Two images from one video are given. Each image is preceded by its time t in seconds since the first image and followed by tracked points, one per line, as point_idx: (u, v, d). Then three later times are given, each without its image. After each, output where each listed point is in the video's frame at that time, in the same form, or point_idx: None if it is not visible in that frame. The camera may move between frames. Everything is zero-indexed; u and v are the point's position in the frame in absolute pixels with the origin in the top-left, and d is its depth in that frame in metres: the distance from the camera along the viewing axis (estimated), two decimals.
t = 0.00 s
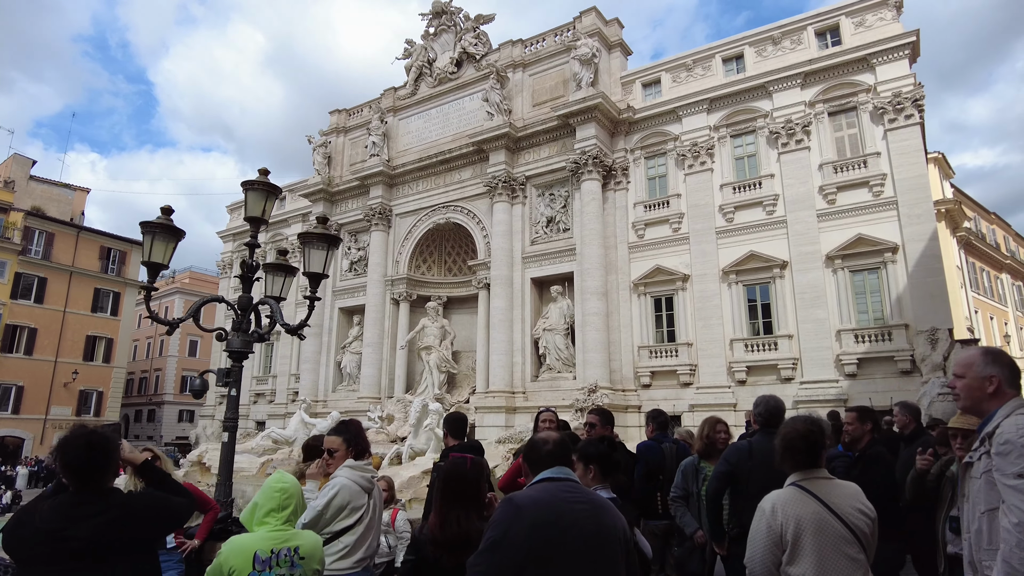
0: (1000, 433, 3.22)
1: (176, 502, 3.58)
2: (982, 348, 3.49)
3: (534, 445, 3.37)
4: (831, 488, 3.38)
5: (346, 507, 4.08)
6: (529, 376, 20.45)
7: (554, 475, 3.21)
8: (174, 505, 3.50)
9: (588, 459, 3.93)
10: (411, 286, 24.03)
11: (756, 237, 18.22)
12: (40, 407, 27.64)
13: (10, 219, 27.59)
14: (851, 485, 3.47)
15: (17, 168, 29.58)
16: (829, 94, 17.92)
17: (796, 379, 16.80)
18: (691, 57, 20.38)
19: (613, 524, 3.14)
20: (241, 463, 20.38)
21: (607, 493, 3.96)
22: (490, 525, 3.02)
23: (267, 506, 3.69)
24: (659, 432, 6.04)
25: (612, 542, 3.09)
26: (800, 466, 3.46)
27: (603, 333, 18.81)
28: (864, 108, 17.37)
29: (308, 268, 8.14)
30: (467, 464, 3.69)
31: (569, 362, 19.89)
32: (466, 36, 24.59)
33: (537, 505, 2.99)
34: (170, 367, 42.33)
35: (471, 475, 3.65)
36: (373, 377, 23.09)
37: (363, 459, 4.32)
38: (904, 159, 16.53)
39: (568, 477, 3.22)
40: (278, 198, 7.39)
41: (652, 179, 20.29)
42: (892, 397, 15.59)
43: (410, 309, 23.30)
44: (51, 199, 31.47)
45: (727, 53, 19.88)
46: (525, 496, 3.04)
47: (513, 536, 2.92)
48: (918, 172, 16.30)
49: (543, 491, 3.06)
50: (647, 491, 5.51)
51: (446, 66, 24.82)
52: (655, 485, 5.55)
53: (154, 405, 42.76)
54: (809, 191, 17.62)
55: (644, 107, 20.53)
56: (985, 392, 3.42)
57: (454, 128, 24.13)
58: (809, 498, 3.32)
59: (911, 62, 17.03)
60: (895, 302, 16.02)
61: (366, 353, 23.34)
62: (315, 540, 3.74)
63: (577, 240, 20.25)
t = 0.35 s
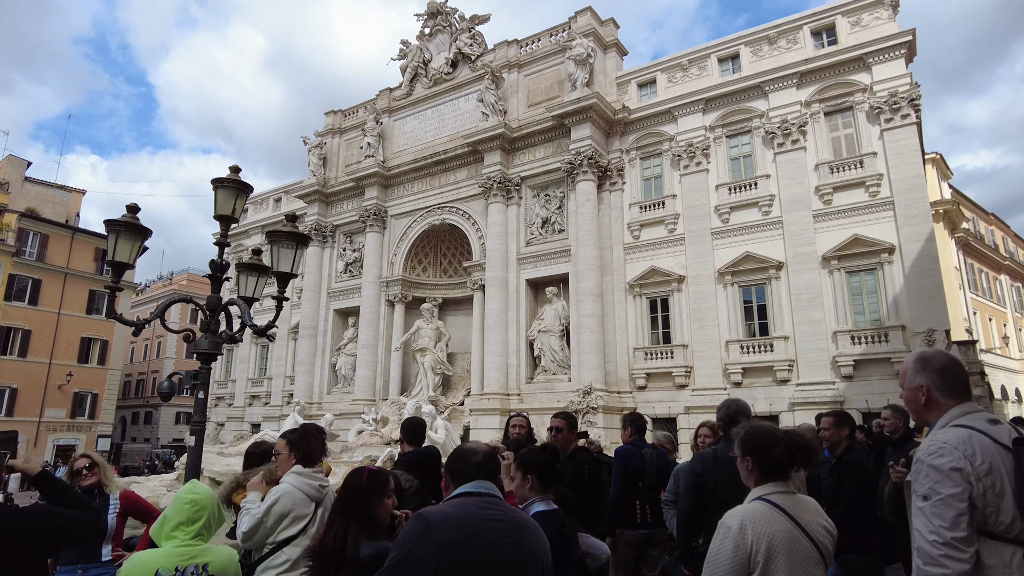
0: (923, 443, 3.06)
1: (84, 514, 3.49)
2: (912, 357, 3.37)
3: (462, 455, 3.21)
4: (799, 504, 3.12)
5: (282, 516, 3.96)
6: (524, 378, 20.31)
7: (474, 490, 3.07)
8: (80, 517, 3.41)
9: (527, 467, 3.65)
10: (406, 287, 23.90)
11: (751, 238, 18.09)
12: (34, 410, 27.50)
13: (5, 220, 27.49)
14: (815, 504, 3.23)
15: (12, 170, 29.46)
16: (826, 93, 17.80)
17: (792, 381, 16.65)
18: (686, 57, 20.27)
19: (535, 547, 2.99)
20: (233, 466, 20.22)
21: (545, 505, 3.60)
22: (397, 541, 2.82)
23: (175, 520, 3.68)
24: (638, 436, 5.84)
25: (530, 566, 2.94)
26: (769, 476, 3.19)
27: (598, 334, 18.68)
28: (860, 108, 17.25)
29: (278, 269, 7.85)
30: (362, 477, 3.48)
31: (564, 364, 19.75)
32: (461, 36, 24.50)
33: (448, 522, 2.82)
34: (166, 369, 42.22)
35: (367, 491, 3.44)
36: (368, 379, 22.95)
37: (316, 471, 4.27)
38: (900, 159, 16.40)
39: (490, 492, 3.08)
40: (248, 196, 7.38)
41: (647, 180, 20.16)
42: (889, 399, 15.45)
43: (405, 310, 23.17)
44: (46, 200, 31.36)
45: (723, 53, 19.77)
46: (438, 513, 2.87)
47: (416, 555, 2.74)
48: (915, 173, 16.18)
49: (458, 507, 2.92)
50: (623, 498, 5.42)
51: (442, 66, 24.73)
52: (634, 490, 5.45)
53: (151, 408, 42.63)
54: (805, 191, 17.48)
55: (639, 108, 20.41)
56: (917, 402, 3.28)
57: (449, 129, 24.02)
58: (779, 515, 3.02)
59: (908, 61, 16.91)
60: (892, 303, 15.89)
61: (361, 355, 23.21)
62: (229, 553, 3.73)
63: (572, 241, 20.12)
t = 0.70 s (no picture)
0: (883, 448, 2.97)
1: None
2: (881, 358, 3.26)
3: (377, 455, 3.00)
4: (775, 510, 2.91)
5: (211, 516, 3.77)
6: (523, 377, 20.12)
7: (385, 494, 2.85)
8: None
9: (470, 469, 3.50)
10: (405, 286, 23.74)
11: (753, 236, 17.88)
12: (33, 409, 27.40)
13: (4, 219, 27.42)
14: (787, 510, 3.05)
15: (11, 168, 29.38)
16: (828, 90, 17.58)
17: (793, 381, 16.43)
18: (687, 54, 20.09)
19: (455, 558, 2.80)
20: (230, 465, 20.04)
21: (490, 510, 3.46)
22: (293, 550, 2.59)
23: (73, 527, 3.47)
24: (611, 435, 5.70)
25: None
26: (746, 481, 2.97)
27: (597, 333, 18.50)
28: (862, 104, 17.04)
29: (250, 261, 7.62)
30: (274, 476, 3.24)
31: (564, 364, 19.55)
32: (461, 34, 24.34)
33: (348, 530, 2.59)
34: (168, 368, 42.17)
35: (278, 494, 3.21)
36: (366, 379, 22.80)
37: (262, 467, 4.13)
38: (904, 156, 16.19)
39: (402, 497, 2.87)
40: (222, 185, 7.29)
41: (647, 178, 19.97)
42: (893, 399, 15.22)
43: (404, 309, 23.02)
44: (46, 198, 31.27)
45: (724, 49, 19.56)
46: (340, 519, 2.65)
47: (314, 567, 2.50)
48: (918, 170, 15.96)
49: (364, 512, 2.69)
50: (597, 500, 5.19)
51: (441, 63, 24.56)
52: (609, 492, 5.24)
53: (152, 408, 42.53)
54: (807, 189, 17.27)
55: (639, 105, 20.22)
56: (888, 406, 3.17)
57: (448, 126, 23.86)
58: (759, 523, 2.79)
59: (911, 57, 16.69)
60: (895, 302, 15.67)
61: (359, 355, 23.07)
62: (131, 563, 3.58)
63: (571, 239, 19.93)
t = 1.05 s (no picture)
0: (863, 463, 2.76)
1: None
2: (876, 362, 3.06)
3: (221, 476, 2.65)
4: (725, 533, 2.51)
5: (114, 522, 3.78)
6: (520, 380, 19.95)
7: (228, 520, 2.49)
8: None
9: (368, 484, 2.96)
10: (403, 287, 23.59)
11: (751, 237, 17.68)
12: (29, 411, 27.27)
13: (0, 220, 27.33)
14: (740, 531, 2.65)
15: (9, 169, 29.32)
16: (827, 89, 17.40)
17: (792, 383, 16.22)
18: (686, 53, 19.91)
19: None
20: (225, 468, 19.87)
21: (392, 530, 2.87)
22: None
23: None
24: (572, 442, 5.50)
25: None
26: (696, 500, 2.55)
27: (594, 335, 18.33)
28: (862, 103, 16.84)
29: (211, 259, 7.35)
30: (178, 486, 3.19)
31: (561, 366, 19.37)
32: (458, 34, 24.20)
33: (171, 566, 2.21)
34: (167, 370, 42.11)
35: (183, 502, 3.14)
36: (363, 381, 22.65)
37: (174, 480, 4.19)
38: (904, 155, 15.99)
39: (249, 523, 2.51)
40: (190, 181, 7.18)
41: (646, 178, 19.79)
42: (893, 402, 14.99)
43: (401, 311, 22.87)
44: (44, 199, 31.18)
45: (723, 48, 19.38)
46: (160, 555, 2.25)
47: None
48: (919, 169, 15.76)
49: (192, 546, 2.29)
50: (555, 509, 5.04)
51: (439, 64, 24.42)
52: (568, 505, 5.05)
53: (151, 409, 42.44)
54: (806, 189, 17.07)
55: (637, 105, 20.04)
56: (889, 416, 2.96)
57: (446, 127, 23.71)
58: (712, 553, 2.36)
59: (912, 56, 16.50)
60: (895, 303, 15.47)
61: (356, 356, 22.92)
62: None
63: (569, 240, 19.75)
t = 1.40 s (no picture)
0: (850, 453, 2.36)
1: None
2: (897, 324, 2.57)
3: None
4: (634, 540, 2.35)
5: None
6: (512, 380, 19.81)
7: None
8: None
9: (225, 488, 2.84)
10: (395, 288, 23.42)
11: (744, 236, 17.54)
12: (19, 413, 27.07)
13: None
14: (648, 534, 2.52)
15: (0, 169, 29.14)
16: (820, 87, 17.29)
17: (785, 384, 16.08)
18: (678, 51, 19.78)
19: None
20: (214, 470, 19.69)
21: (247, 542, 2.74)
22: None
23: None
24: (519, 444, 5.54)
25: None
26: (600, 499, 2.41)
27: (586, 335, 18.19)
28: (855, 101, 16.73)
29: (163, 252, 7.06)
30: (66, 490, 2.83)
31: (553, 366, 19.22)
32: (451, 33, 24.05)
33: None
34: (162, 371, 41.96)
35: (65, 513, 2.76)
36: (354, 382, 22.49)
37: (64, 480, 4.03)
38: (897, 153, 15.87)
39: None
40: (149, 173, 7.04)
41: (638, 177, 19.66)
42: (886, 402, 14.86)
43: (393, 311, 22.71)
44: (35, 200, 31.00)
45: (716, 46, 19.26)
46: None
47: None
48: (912, 168, 15.64)
49: None
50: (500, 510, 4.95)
51: (431, 63, 24.27)
52: (513, 510, 4.83)
53: (145, 411, 42.25)
54: (799, 188, 16.93)
55: (630, 103, 19.92)
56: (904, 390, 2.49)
57: (438, 126, 23.57)
58: (611, 559, 2.21)
59: (905, 53, 16.39)
60: (889, 302, 15.34)
61: (347, 357, 22.76)
62: None
63: (561, 240, 19.62)
